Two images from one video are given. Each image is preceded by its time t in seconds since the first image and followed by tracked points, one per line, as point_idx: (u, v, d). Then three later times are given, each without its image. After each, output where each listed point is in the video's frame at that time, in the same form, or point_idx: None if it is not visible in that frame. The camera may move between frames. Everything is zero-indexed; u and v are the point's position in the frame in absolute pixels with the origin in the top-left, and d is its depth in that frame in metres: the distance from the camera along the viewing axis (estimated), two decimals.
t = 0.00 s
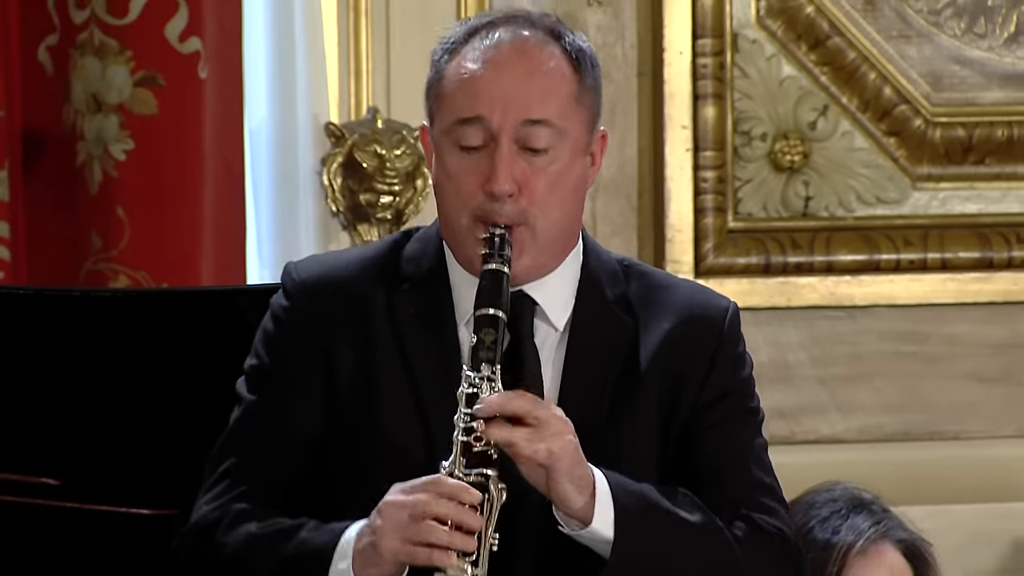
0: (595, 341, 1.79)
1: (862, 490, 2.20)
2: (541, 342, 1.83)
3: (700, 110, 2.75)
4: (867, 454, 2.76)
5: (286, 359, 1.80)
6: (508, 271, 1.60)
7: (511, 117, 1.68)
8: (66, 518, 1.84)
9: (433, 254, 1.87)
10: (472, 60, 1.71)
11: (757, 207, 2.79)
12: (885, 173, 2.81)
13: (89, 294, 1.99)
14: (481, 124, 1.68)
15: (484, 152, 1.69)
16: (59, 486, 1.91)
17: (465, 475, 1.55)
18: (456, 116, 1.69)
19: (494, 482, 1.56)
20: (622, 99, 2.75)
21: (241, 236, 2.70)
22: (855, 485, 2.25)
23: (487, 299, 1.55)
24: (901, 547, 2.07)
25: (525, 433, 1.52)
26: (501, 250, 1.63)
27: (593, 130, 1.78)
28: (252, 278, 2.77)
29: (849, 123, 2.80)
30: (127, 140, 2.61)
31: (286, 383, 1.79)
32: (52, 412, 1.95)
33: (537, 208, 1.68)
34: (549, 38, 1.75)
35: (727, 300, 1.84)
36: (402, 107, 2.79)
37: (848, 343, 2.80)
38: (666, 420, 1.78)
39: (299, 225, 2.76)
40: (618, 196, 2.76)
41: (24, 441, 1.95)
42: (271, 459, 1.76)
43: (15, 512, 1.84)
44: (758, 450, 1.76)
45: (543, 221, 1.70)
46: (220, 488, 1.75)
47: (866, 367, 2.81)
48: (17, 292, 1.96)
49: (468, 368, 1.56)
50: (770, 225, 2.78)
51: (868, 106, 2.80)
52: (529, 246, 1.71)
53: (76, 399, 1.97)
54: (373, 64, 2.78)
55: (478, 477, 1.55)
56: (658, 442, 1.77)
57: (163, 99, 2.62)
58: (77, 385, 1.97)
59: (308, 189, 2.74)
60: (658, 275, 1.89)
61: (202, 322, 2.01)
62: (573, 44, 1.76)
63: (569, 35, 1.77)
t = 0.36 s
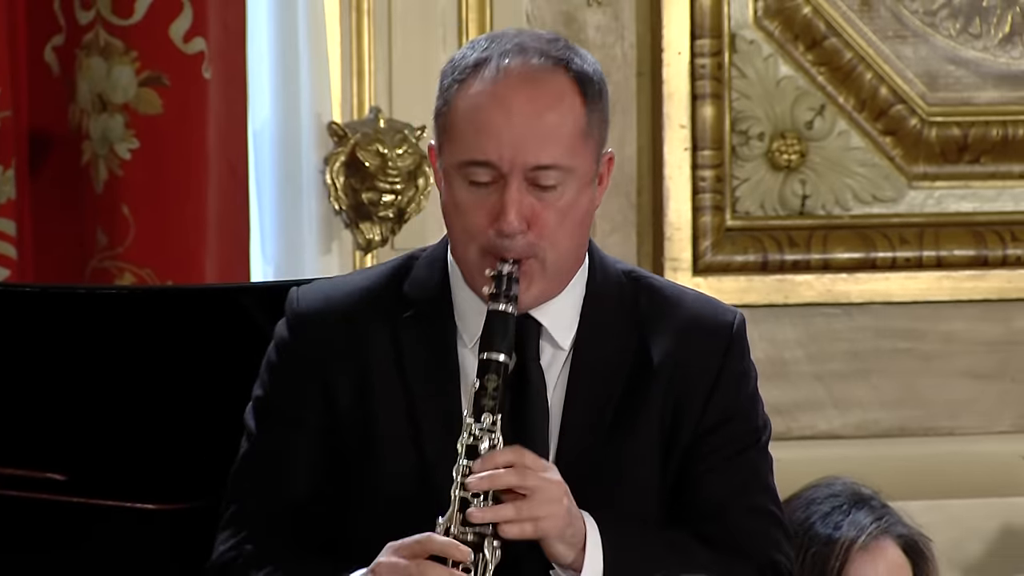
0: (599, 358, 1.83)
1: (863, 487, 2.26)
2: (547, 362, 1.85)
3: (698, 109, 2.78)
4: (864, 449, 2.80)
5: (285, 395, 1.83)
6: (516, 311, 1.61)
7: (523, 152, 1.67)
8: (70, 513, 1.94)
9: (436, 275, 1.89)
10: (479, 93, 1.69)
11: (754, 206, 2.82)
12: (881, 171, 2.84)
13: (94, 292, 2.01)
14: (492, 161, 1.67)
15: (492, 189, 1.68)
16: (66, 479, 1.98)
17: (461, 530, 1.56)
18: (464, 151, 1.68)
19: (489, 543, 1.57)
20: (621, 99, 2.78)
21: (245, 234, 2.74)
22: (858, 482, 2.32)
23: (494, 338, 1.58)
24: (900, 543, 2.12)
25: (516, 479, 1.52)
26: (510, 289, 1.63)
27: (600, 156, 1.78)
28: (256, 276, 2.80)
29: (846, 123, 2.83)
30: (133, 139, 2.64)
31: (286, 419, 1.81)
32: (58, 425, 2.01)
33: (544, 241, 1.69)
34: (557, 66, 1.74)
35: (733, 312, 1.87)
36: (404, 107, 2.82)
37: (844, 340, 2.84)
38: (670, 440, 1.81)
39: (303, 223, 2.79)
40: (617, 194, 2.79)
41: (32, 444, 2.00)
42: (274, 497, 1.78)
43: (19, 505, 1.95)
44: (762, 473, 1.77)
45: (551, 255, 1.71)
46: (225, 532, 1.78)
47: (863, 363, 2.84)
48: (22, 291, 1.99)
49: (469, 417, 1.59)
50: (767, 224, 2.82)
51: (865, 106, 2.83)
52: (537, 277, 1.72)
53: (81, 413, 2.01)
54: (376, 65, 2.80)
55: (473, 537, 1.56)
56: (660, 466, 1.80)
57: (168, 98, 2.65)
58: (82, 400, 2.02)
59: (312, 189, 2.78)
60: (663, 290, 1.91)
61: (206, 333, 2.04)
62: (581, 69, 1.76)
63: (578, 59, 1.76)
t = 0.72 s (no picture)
0: (587, 347, 1.88)
1: (855, 459, 2.30)
2: (535, 352, 1.90)
3: (696, 90, 2.82)
4: (859, 424, 2.84)
5: (281, 378, 1.89)
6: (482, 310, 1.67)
7: (490, 150, 1.72)
8: (77, 489, 1.96)
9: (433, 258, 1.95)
10: (450, 92, 1.74)
11: (752, 184, 2.86)
12: (877, 151, 2.88)
13: (100, 269, 2.07)
14: (460, 158, 1.72)
15: (461, 187, 1.73)
16: (71, 455, 2.00)
17: (422, 529, 1.63)
18: (435, 150, 1.74)
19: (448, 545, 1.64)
20: (621, 79, 2.81)
21: (248, 214, 2.77)
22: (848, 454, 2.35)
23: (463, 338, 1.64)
24: (896, 517, 2.18)
25: (472, 483, 1.61)
26: (476, 287, 1.69)
27: (578, 152, 1.83)
28: (260, 255, 2.83)
29: (842, 103, 2.87)
30: (138, 120, 2.67)
31: (279, 401, 1.88)
32: (59, 403, 2.04)
33: (513, 240, 1.75)
34: (532, 65, 1.79)
35: (725, 296, 1.92)
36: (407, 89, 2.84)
37: (840, 317, 2.88)
38: (659, 422, 1.87)
39: (306, 202, 2.82)
40: (616, 172, 2.82)
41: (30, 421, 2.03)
42: (268, 478, 1.85)
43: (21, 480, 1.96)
44: (750, 456, 1.85)
45: (521, 251, 1.77)
46: (218, 507, 1.86)
47: (858, 340, 2.88)
48: (30, 266, 2.04)
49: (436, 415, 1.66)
50: (764, 203, 2.85)
51: (860, 87, 2.87)
52: (508, 273, 1.78)
53: (84, 391, 2.06)
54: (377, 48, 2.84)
55: (435, 536, 1.63)
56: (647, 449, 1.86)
57: (173, 79, 2.68)
58: (85, 378, 2.06)
59: (315, 169, 2.81)
60: (653, 273, 1.96)
61: (207, 316, 2.11)
62: (560, 65, 1.82)
63: (559, 58, 1.82)
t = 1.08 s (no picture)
0: (555, 343, 1.93)
1: (850, 449, 2.27)
2: (501, 349, 1.95)
3: (692, 81, 2.85)
4: (853, 412, 2.87)
5: (257, 355, 1.96)
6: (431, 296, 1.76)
7: (454, 140, 1.81)
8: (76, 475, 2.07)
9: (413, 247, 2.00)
10: (426, 78, 1.83)
11: (747, 174, 2.89)
12: (871, 142, 2.91)
13: (103, 260, 2.19)
14: (425, 145, 1.80)
15: (427, 173, 1.81)
16: (73, 443, 2.10)
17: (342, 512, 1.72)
18: (405, 135, 1.82)
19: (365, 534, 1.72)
20: (618, 71, 2.84)
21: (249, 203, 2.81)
22: (839, 442, 2.33)
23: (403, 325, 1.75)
24: (889, 504, 2.16)
25: (393, 473, 1.70)
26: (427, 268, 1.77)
27: (547, 153, 1.91)
28: (261, 244, 2.87)
29: (837, 94, 2.90)
30: (139, 110, 2.70)
31: (255, 376, 1.96)
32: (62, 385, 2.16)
33: (473, 231, 1.82)
34: (506, 57, 1.88)
35: (699, 298, 1.95)
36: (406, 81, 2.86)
37: (835, 306, 2.90)
38: (621, 416, 1.90)
39: (306, 192, 2.85)
40: (614, 162, 2.85)
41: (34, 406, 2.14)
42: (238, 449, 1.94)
43: (19, 465, 2.06)
44: (712, 452, 1.90)
45: (480, 244, 1.83)
46: (198, 472, 1.96)
47: (854, 329, 2.91)
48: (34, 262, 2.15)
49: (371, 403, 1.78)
50: (760, 193, 2.88)
51: (855, 78, 2.89)
52: (468, 267, 1.84)
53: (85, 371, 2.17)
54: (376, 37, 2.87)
55: (355, 521, 1.72)
56: (609, 442, 1.91)
57: (174, 70, 2.71)
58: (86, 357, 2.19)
59: (314, 159, 2.84)
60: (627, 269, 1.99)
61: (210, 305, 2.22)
62: (539, 63, 1.91)
63: (538, 54, 1.91)
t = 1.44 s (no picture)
0: (507, 340, 1.96)
1: (850, 440, 2.26)
2: (455, 348, 1.97)
3: (697, 75, 2.85)
4: (856, 404, 2.88)
5: (207, 362, 1.99)
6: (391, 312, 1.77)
7: (410, 156, 1.82)
8: (83, 467, 2.13)
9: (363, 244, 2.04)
10: (373, 93, 1.84)
11: (751, 168, 2.89)
12: (875, 135, 2.92)
13: (109, 251, 2.24)
14: (382, 163, 1.82)
15: (384, 189, 1.84)
16: (79, 435, 2.16)
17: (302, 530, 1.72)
18: (358, 153, 1.84)
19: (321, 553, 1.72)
20: (622, 64, 2.85)
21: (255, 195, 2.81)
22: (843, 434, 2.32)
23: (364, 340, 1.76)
24: (890, 496, 2.16)
25: (352, 491, 1.70)
26: (390, 290, 1.79)
27: (499, 159, 1.93)
28: (267, 237, 2.89)
29: (840, 87, 2.91)
30: (145, 104, 2.71)
31: (206, 380, 1.99)
32: (55, 381, 2.20)
33: (432, 246, 1.84)
34: (455, 67, 1.89)
35: (652, 291, 2.00)
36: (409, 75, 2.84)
37: (838, 299, 2.92)
38: (576, 411, 1.95)
39: (312, 182, 2.87)
40: (618, 156, 2.87)
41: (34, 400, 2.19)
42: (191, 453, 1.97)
43: (19, 456, 2.12)
44: (665, 446, 1.94)
45: (439, 256, 1.86)
46: (150, 477, 1.99)
47: (857, 321, 2.92)
48: (40, 253, 2.22)
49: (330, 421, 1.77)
50: (764, 186, 2.88)
51: (859, 71, 2.90)
52: (427, 278, 1.87)
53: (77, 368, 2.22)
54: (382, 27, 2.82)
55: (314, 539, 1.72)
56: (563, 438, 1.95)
57: (180, 64, 2.72)
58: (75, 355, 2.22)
59: (320, 152, 2.86)
60: (575, 262, 2.03)
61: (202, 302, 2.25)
62: (485, 70, 1.92)
63: (483, 62, 1.92)
